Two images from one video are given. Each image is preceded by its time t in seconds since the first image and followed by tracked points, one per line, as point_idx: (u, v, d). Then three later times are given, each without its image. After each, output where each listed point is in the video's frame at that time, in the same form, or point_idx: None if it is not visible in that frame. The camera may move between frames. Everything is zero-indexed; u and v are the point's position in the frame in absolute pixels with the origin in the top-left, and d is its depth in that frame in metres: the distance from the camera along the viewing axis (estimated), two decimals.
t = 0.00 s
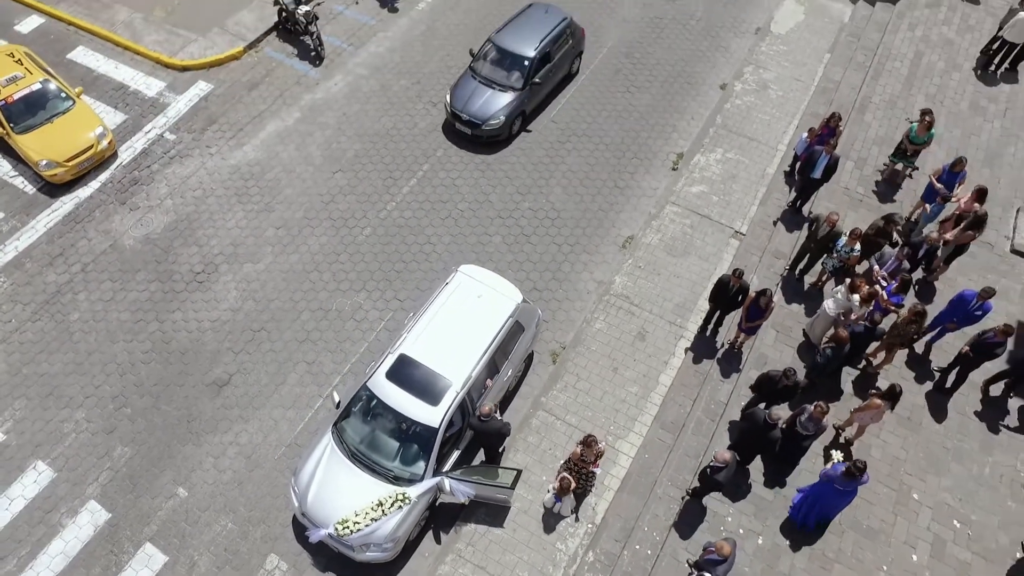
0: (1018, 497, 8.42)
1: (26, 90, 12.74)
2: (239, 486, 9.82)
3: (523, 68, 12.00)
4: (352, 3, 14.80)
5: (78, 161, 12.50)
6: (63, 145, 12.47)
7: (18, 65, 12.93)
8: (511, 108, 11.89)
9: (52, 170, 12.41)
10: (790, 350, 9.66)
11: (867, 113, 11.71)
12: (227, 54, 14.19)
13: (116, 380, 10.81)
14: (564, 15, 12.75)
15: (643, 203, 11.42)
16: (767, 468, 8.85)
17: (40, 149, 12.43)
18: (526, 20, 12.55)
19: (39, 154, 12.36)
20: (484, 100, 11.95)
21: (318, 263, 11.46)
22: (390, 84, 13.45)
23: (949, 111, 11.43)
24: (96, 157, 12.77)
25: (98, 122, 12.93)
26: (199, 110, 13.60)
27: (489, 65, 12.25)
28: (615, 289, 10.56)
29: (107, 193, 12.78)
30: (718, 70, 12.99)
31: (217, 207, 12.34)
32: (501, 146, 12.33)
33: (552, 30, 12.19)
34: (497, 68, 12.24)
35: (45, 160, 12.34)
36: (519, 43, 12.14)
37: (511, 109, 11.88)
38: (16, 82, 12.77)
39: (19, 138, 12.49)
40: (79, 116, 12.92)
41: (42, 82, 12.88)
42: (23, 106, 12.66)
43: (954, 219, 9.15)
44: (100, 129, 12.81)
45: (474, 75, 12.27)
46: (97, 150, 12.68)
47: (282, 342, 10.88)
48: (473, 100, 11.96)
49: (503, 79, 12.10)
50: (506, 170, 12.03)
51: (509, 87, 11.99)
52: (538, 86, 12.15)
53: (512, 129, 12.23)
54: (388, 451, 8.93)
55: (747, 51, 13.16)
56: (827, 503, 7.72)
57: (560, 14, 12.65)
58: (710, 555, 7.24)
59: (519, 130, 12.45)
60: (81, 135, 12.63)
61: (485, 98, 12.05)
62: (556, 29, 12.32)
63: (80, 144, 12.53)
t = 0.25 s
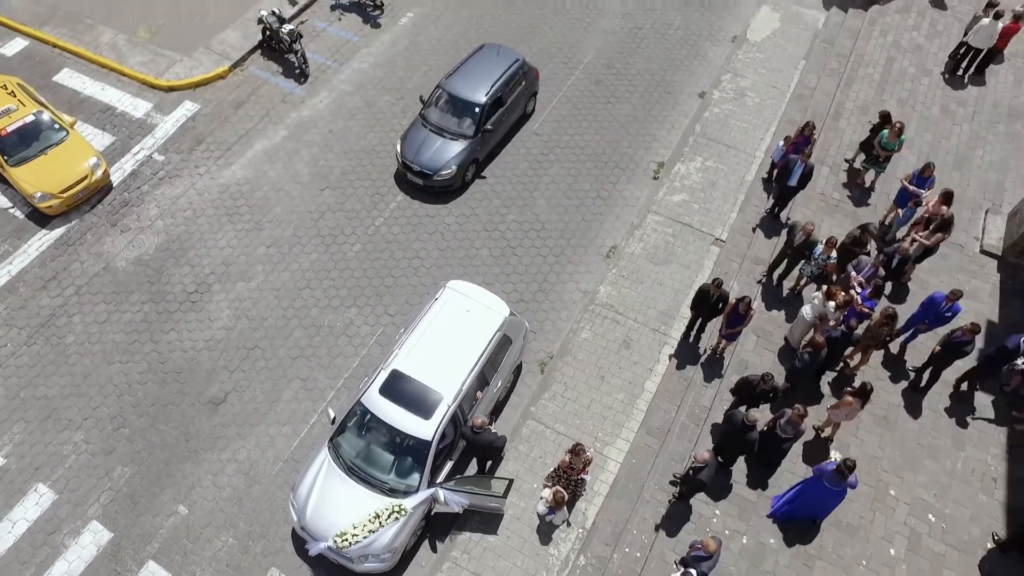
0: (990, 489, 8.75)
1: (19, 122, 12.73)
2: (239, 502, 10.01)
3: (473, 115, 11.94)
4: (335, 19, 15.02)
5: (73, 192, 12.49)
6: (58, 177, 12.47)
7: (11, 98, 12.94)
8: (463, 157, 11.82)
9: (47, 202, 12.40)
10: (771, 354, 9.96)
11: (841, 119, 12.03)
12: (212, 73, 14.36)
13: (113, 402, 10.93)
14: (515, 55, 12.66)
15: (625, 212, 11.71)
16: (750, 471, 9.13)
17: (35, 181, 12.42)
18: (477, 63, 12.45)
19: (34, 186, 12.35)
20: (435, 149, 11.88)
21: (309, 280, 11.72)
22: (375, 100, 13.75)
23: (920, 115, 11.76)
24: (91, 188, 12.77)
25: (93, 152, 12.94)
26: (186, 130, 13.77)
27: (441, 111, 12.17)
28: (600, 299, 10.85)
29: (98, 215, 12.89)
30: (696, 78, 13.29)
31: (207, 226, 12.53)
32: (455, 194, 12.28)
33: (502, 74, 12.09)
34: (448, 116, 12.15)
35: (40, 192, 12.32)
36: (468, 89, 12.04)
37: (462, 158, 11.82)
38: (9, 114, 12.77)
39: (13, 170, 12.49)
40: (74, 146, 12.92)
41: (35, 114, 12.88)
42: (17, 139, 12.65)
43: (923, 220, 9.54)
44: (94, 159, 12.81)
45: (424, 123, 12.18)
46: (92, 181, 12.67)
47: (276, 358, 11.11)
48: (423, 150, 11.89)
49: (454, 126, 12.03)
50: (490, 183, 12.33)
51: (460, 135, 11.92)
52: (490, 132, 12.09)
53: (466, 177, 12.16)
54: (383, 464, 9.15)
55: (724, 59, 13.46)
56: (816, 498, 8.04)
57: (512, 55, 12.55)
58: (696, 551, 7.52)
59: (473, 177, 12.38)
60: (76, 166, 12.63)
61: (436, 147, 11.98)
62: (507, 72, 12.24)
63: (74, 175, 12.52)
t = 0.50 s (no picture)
0: (963, 482, 9.07)
1: (14, 154, 12.71)
2: (237, 517, 10.17)
3: (425, 165, 11.78)
4: (318, 35, 15.23)
5: (69, 223, 12.43)
6: (53, 208, 12.41)
7: (6, 130, 12.92)
8: (416, 209, 11.67)
9: (43, 234, 12.34)
10: (751, 357, 10.27)
11: (815, 124, 12.35)
12: (198, 92, 14.52)
13: (111, 422, 11.05)
14: (468, 99, 12.51)
15: (608, 221, 12.00)
16: (735, 471, 9.39)
17: (30, 213, 12.37)
18: (428, 110, 12.28)
19: (29, 218, 12.30)
20: (389, 202, 11.73)
21: (300, 296, 11.98)
22: (360, 115, 14.00)
23: (891, 118, 12.09)
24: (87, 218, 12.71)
25: (89, 182, 12.90)
26: (174, 150, 13.92)
27: (392, 162, 11.99)
28: (585, 307, 11.14)
29: (89, 236, 12.99)
30: (675, 86, 13.57)
31: (198, 245, 12.72)
32: (411, 246, 12.15)
33: (454, 122, 11.94)
34: (400, 166, 11.98)
35: (36, 224, 12.28)
36: (420, 138, 11.88)
37: (416, 210, 11.67)
38: (4, 146, 12.74)
39: (7, 202, 12.40)
40: (69, 177, 12.87)
41: (30, 146, 12.86)
42: (12, 171, 12.62)
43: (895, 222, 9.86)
44: (90, 190, 12.77)
45: (376, 175, 12.00)
46: (87, 211, 12.61)
47: (270, 375, 11.32)
48: (376, 203, 11.71)
49: (407, 177, 11.86)
50: (475, 195, 12.61)
51: (413, 187, 11.76)
52: (444, 182, 11.95)
53: (421, 228, 12.03)
54: (379, 477, 9.34)
55: (701, 66, 13.75)
56: (806, 490, 8.38)
57: (464, 99, 12.41)
58: (681, 549, 7.79)
59: (429, 228, 12.25)
60: (71, 197, 12.58)
61: (389, 200, 11.83)
62: (459, 119, 12.09)
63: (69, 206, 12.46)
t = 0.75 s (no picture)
0: (937, 472, 9.40)
1: (8, 184, 12.70)
2: (236, 531, 10.31)
3: (379, 220, 11.58)
4: (301, 50, 15.42)
5: (65, 252, 12.43)
6: (49, 238, 12.42)
7: None
8: (371, 266, 11.47)
9: (39, 263, 12.33)
10: (732, 358, 10.58)
11: (790, 127, 12.67)
12: (183, 110, 14.66)
13: (108, 441, 11.14)
14: (421, 147, 12.36)
15: (591, 228, 12.30)
16: (720, 470, 9.65)
17: (26, 243, 12.36)
18: (380, 161, 12.08)
19: (25, 249, 12.29)
20: (343, 259, 11.50)
21: (291, 311, 12.25)
22: (344, 129, 14.20)
23: (862, 120, 12.43)
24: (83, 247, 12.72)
25: (84, 211, 12.92)
26: (161, 168, 14.05)
27: (345, 217, 11.75)
28: (570, 313, 11.43)
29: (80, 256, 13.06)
30: (653, 92, 13.86)
31: (189, 263, 12.88)
32: (368, 301, 12.01)
33: (407, 173, 11.78)
34: (353, 221, 11.75)
35: (31, 254, 12.26)
36: (372, 191, 11.66)
37: (371, 267, 11.47)
38: None
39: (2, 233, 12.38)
40: (64, 205, 12.88)
41: (24, 176, 12.85)
42: (6, 201, 12.61)
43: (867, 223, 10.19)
44: (85, 218, 12.78)
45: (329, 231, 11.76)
46: (83, 240, 12.63)
47: (264, 389, 11.53)
48: (330, 261, 11.49)
49: (360, 233, 11.64)
50: (460, 206, 12.88)
51: (367, 242, 11.54)
52: (399, 236, 11.78)
53: (377, 283, 11.87)
54: (374, 487, 9.53)
55: (678, 72, 14.04)
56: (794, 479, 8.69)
57: (417, 148, 12.26)
58: (666, 547, 8.09)
59: (386, 281, 12.10)
60: (67, 226, 12.59)
61: (343, 256, 11.60)
62: (412, 170, 11.91)
63: (64, 235, 12.47)
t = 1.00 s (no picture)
0: (912, 462, 9.72)
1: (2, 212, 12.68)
2: (236, 542, 10.50)
3: (336, 277, 11.43)
4: (283, 62, 15.56)
5: (61, 279, 12.45)
6: (44, 265, 12.42)
7: None
8: (329, 325, 11.33)
9: (35, 291, 12.33)
10: (714, 357, 10.90)
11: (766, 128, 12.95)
12: (168, 126, 14.77)
13: (106, 458, 11.26)
14: (377, 196, 12.15)
15: (575, 233, 12.59)
16: (705, 467, 9.93)
17: (21, 270, 12.36)
18: (336, 214, 11.89)
19: (21, 277, 12.29)
20: (301, 319, 11.36)
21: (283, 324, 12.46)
22: (329, 140, 14.36)
23: (836, 120, 12.77)
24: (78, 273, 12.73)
25: (79, 236, 12.92)
26: (148, 185, 14.15)
27: (301, 274, 11.59)
28: (556, 318, 11.70)
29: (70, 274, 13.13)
30: (632, 95, 14.12)
31: (179, 278, 13.02)
32: (328, 358, 11.88)
33: (363, 227, 11.63)
34: (309, 278, 11.59)
35: (27, 282, 12.26)
36: (328, 248, 11.48)
37: (329, 326, 11.33)
38: None
39: None
40: (59, 232, 12.87)
41: (18, 203, 12.83)
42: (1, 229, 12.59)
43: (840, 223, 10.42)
44: (80, 244, 12.79)
45: (285, 288, 11.60)
46: (79, 266, 12.64)
47: (259, 402, 11.73)
48: (287, 321, 11.35)
49: (317, 290, 11.48)
50: (445, 215, 13.11)
51: (324, 301, 11.38)
52: (357, 292, 11.64)
53: (337, 340, 11.74)
54: (371, 494, 9.71)
55: (656, 75, 14.29)
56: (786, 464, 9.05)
57: (373, 198, 12.05)
58: (652, 545, 8.43)
59: (346, 335, 11.98)
60: (62, 252, 12.59)
61: (301, 315, 11.45)
62: (369, 223, 11.75)
63: (60, 262, 12.48)
